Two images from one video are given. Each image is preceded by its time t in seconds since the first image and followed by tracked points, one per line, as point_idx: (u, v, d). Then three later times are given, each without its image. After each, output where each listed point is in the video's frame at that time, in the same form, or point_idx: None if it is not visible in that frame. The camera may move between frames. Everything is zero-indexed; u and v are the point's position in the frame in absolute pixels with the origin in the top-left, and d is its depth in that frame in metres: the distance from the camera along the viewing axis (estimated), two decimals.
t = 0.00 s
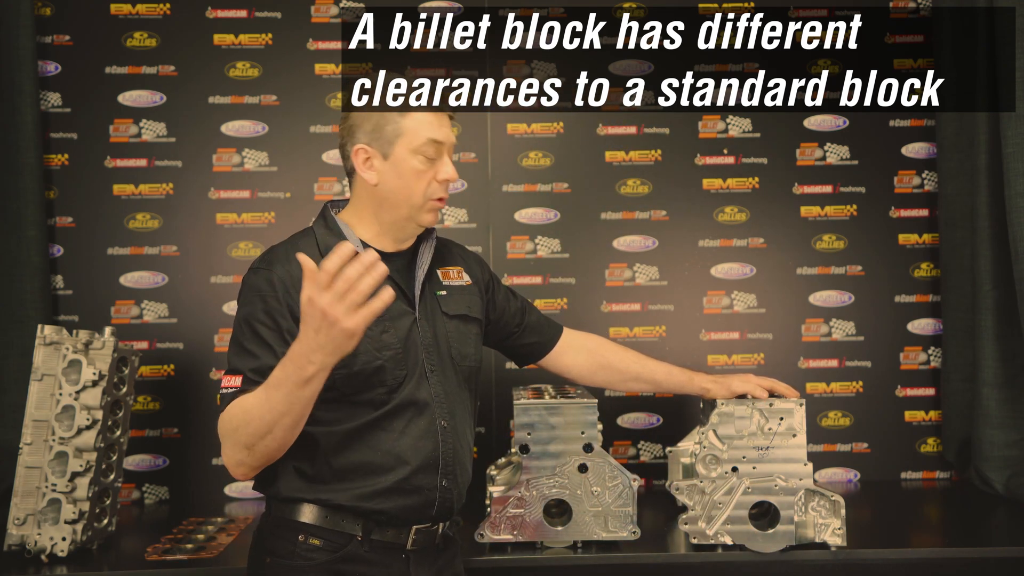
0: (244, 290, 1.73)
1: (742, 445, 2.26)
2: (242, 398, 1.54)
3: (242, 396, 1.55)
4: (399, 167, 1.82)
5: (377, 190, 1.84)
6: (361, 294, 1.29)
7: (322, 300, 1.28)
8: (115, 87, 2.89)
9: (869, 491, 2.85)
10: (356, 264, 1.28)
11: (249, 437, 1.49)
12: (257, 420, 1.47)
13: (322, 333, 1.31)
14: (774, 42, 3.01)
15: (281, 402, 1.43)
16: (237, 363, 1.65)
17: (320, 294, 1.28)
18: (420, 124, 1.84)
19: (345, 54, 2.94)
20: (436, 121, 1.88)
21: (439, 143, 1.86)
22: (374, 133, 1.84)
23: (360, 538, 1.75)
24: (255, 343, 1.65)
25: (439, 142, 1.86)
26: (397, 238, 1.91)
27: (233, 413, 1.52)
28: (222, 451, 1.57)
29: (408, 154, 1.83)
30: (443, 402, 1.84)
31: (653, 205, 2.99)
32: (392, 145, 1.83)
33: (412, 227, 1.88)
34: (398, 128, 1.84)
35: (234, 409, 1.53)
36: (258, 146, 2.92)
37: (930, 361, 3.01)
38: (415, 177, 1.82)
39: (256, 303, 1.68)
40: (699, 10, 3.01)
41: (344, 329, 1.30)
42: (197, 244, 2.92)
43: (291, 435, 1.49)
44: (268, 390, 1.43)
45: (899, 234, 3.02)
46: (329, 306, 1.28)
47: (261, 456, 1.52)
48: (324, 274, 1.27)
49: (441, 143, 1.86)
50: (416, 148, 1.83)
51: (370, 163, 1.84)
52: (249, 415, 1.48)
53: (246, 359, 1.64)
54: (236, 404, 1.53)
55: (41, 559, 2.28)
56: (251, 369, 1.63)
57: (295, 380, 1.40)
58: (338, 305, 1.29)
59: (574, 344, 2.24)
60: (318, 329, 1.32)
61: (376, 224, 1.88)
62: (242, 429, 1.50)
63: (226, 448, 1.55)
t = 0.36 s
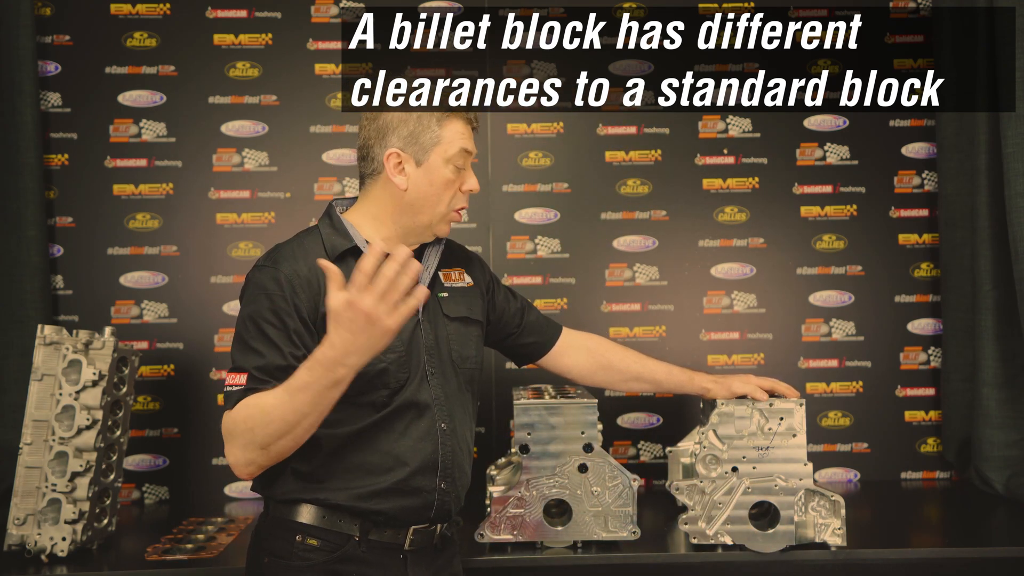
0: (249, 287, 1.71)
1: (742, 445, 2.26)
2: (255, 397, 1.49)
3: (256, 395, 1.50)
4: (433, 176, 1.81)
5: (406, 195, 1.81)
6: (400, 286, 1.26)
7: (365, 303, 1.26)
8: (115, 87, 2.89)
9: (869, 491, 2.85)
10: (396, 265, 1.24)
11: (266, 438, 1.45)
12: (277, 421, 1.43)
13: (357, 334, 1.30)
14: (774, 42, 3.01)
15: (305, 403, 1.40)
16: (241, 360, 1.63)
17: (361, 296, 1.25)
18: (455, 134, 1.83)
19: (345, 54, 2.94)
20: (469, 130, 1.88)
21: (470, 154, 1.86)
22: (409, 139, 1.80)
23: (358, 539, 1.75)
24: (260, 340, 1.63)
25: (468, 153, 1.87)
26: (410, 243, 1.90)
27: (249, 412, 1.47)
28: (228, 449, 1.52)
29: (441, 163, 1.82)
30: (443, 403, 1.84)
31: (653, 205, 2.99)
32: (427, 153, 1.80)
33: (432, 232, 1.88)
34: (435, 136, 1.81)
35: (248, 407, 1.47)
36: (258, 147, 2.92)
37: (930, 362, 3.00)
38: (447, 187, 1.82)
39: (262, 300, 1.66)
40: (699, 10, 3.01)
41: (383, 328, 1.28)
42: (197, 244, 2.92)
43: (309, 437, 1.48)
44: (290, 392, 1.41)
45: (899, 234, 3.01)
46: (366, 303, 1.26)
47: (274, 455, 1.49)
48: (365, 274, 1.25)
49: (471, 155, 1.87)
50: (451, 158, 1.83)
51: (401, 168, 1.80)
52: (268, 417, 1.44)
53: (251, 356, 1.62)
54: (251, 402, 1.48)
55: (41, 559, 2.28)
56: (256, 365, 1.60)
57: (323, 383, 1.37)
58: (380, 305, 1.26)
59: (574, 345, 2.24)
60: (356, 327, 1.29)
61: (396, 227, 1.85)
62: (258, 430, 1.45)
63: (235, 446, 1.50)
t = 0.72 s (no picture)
0: (260, 289, 1.69)
1: (742, 445, 2.26)
2: (308, 420, 1.56)
3: (306, 417, 1.57)
4: (437, 176, 1.81)
5: (409, 195, 1.81)
6: (505, 414, 1.47)
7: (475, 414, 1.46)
8: (115, 87, 2.89)
9: (869, 492, 2.85)
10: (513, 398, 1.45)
11: (308, 464, 1.55)
12: (327, 456, 1.53)
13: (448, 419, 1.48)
14: (774, 42, 3.01)
15: (365, 443, 1.53)
16: (256, 365, 1.63)
17: (473, 413, 1.45)
18: (460, 134, 1.83)
19: (344, 54, 2.94)
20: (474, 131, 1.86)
21: (475, 154, 1.85)
22: (413, 139, 1.80)
23: (365, 539, 1.75)
24: (276, 343, 1.64)
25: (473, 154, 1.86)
26: (414, 242, 1.90)
27: (300, 437, 1.54)
28: (257, 452, 1.57)
29: (445, 163, 1.81)
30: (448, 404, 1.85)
31: (653, 205, 2.99)
32: (430, 154, 1.80)
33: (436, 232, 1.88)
34: (440, 136, 1.81)
35: (299, 428, 1.55)
36: (258, 146, 2.92)
37: (930, 361, 3.01)
38: (450, 187, 1.82)
39: (276, 303, 1.66)
40: (699, 10, 3.01)
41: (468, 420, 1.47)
42: (197, 244, 2.92)
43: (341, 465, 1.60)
44: (356, 437, 1.52)
45: (899, 234, 3.02)
46: (473, 413, 1.45)
47: (302, 472, 1.59)
48: (494, 401, 1.44)
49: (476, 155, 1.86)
50: (454, 159, 1.82)
51: (405, 168, 1.80)
52: (320, 448, 1.53)
53: (267, 360, 1.63)
54: (304, 426, 1.55)
55: (41, 559, 2.28)
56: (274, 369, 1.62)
57: (391, 429, 1.51)
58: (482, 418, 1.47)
59: (575, 345, 2.24)
60: (452, 421, 1.48)
61: (400, 226, 1.85)
62: (305, 455, 1.54)
63: (268, 455, 1.56)
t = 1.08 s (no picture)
0: (259, 287, 1.69)
1: (742, 445, 2.26)
2: (307, 420, 1.56)
3: (305, 417, 1.57)
4: (436, 176, 1.80)
5: (408, 195, 1.81)
6: (506, 412, 1.48)
7: (477, 413, 1.46)
8: (115, 87, 2.89)
9: (869, 492, 2.85)
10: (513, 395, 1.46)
11: (306, 464, 1.55)
12: (326, 456, 1.54)
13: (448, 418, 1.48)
14: (774, 42, 3.01)
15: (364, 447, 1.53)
16: (255, 363, 1.62)
17: (474, 412, 1.46)
18: (459, 134, 1.82)
19: (344, 54, 2.94)
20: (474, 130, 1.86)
21: (474, 154, 1.85)
22: (413, 139, 1.80)
23: (368, 541, 1.74)
24: (276, 342, 1.64)
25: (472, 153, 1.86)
26: (412, 241, 1.90)
27: (300, 437, 1.54)
28: (256, 451, 1.57)
29: (445, 163, 1.81)
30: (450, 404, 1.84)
31: (653, 205, 2.99)
32: (430, 153, 1.80)
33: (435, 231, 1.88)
34: (438, 136, 1.80)
35: (299, 429, 1.55)
36: (258, 146, 2.92)
37: (930, 362, 3.01)
38: (449, 186, 1.82)
39: (276, 302, 1.66)
40: (699, 10, 3.01)
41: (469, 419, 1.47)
42: (197, 244, 2.92)
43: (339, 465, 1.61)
44: (356, 437, 1.52)
45: (899, 234, 3.02)
46: (474, 412, 1.46)
47: (300, 472, 1.59)
48: (494, 400, 1.45)
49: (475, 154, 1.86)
50: (454, 158, 1.82)
51: (404, 167, 1.80)
52: (319, 448, 1.53)
53: (266, 359, 1.62)
54: (303, 426, 1.55)
55: (41, 559, 2.28)
56: (273, 368, 1.61)
57: (390, 431, 1.52)
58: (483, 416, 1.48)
59: (575, 345, 2.24)
60: (453, 420, 1.49)
61: (398, 226, 1.85)
62: (304, 455, 1.54)
63: (266, 455, 1.56)
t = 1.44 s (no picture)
0: (259, 288, 1.69)
1: (743, 445, 2.26)
2: (307, 425, 1.56)
3: (305, 422, 1.57)
4: (433, 177, 1.79)
5: (406, 196, 1.80)
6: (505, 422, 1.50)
7: (476, 425, 1.47)
8: (115, 87, 2.89)
9: (869, 492, 2.85)
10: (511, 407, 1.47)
11: (305, 468, 1.55)
12: (325, 461, 1.54)
13: (445, 429, 1.49)
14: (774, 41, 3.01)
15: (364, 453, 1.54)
16: (253, 365, 1.62)
17: (474, 423, 1.46)
18: (456, 134, 1.81)
19: (345, 54, 2.94)
20: (472, 129, 1.85)
21: (472, 154, 1.84)
22: (409, 140, 1.79)
23: (367, 540, 1.74)
24: (274, 344, 1.64)
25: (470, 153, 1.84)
26: (412, 241, 1.90)
27: (299, 441, 1.54)
28: (255, 453, 1.58)
29: (442, 163, 1.80)
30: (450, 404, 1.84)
31: (653, 205, 2.99)
32: (427, 154, 1.79)
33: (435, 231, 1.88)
34: (435, 136, 1.79)
35: (298, 432, 1.55)
36: (258, 147, 2.92)
37: (930, 362, 3.01)
38: (447, 187, 1.81)
39: (275, 303, 1.65)
40: (699, 10, 2.99)
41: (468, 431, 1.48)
42: (197, 244, 2.92)
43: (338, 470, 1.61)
44: (355, 443, 1.52)
45: (899, 234, 3.02)
46: (473, 424, 1.47)
47: (298, 475, 1.59)
48: (495, 411, 1.46)
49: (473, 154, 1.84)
50: (451, 159, 1.80)
51: (401, 168, 1.80)
52: (318, 453, 1.53)
53: (265, 360, 1.62)
54: (303, 430, 1.55)
55: (41, 559, 2.28)
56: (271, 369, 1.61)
57: (389, 440, 1.52)
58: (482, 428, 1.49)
59: (576, 346, 2.24)
60: (452, 431, 1.50)
61: (397, 226, 1.86)
62: (303, 460, 1.54)
63: (265, 457, 1.57)
